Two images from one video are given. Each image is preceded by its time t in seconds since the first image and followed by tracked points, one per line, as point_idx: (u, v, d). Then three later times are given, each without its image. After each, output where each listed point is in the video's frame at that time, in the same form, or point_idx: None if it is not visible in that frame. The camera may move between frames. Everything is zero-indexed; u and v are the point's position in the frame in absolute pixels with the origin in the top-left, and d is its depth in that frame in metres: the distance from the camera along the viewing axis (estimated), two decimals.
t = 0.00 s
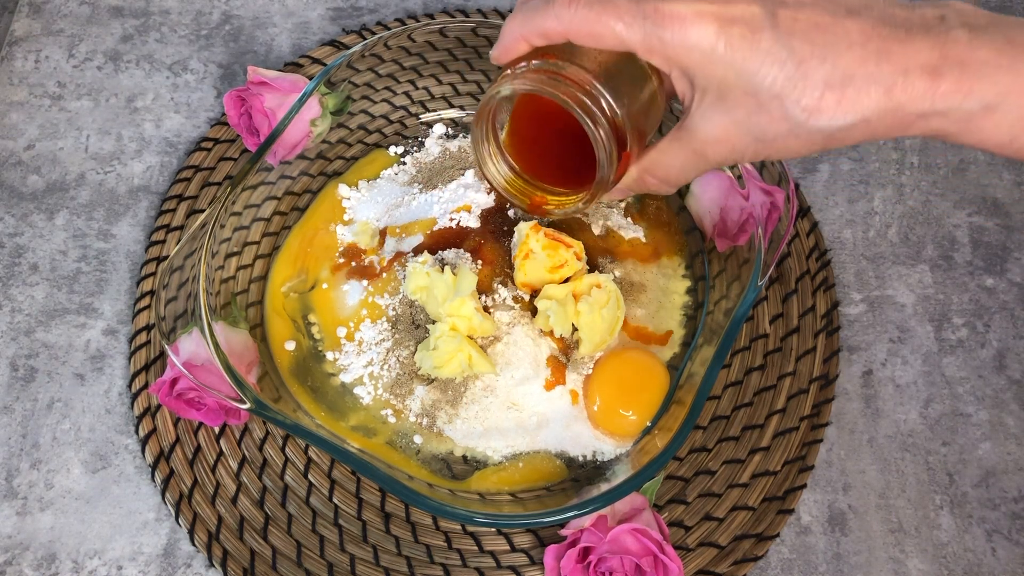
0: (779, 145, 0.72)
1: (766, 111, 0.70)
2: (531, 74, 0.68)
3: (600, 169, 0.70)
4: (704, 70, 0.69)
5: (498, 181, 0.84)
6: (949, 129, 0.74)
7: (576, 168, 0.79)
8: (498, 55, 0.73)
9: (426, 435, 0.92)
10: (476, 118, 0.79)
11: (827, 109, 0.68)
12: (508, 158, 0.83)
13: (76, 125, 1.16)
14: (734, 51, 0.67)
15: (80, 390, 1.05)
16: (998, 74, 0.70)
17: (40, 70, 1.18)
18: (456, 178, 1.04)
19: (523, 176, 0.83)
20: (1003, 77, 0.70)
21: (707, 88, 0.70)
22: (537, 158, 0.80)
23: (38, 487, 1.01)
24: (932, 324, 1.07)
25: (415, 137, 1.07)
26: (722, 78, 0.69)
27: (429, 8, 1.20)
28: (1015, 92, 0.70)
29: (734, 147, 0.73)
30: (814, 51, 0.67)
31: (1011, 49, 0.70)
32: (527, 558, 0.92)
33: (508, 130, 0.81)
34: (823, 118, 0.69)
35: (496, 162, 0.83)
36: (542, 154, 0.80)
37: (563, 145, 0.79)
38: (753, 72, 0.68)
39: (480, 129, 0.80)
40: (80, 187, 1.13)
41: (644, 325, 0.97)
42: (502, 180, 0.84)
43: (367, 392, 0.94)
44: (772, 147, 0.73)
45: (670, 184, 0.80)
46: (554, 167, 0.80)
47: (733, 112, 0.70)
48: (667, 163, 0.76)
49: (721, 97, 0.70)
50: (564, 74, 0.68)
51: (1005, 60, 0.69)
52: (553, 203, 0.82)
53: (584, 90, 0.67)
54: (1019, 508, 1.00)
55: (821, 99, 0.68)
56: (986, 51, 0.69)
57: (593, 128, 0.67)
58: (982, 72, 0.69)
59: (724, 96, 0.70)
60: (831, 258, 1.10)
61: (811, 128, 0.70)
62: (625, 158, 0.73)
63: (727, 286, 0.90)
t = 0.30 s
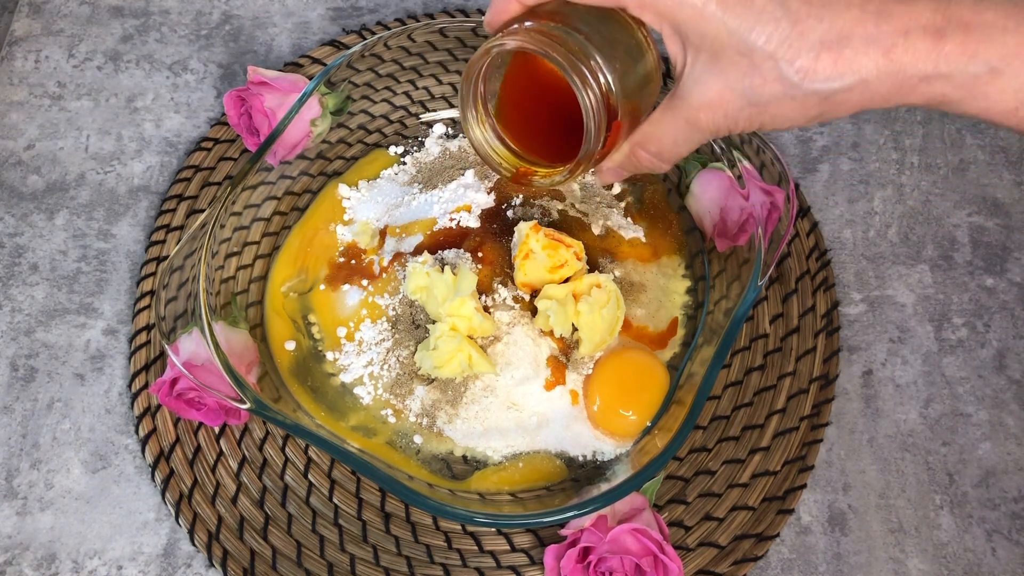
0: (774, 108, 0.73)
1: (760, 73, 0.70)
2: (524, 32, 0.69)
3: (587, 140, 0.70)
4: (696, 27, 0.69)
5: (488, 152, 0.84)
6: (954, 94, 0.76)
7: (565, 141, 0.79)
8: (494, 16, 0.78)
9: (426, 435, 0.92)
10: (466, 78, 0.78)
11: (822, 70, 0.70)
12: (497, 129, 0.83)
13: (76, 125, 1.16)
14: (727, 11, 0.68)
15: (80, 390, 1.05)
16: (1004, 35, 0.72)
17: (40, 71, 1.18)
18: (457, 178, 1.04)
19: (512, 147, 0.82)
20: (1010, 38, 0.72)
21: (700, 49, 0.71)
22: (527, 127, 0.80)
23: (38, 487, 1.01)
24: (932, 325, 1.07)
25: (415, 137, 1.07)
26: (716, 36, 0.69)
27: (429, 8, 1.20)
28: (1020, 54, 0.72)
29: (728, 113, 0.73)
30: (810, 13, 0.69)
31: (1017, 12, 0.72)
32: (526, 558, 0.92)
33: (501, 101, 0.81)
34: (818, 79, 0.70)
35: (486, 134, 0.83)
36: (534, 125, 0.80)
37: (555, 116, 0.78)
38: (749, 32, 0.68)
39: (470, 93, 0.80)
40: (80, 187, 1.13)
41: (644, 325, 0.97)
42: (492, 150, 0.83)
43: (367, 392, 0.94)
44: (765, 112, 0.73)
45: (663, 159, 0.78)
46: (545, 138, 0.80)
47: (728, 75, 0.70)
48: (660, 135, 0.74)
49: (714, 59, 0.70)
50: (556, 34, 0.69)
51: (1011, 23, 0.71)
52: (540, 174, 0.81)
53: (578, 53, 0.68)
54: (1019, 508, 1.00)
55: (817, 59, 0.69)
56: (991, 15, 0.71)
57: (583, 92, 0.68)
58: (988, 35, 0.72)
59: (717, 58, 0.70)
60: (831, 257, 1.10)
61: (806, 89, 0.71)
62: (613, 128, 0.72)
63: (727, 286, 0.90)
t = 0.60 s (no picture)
0: (769, 116, 0.73)
1: (756, 80, 0.70)
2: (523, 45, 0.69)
3: (586, 151, 0.70)
4: (692, 36, 0.70)
5: (489, 163, 0.84)
6: (949, 100, 0.75)
7: (566, 151, 0.79)
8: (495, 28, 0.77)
9: (426, 435, 0.92)
10: (468, 89, 0.79)
11: (817, 77, 0.70)
12: (499, 139, 0.83)
13: (76, 125, 1.16)
14: (722, 20, 0.68)
15: (79, 390, 1.05)
16: (999, 41, 0.71)
17: (40, 71, 1.18)
18: (457, 178, 1.04)
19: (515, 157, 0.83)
20: (1005, 44, 0.71)
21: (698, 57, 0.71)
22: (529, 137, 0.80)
23: (38, 487, 1.01)
24: (932, 325, 1.07)
25: (415, 137, 1.07)
26: (712, 45, 0.70)
27: (429, 8, 1.20)
28: (1015, 59, 0.72)
29: (724, 121, 0.73)
30: (805, 21, 0.68)
31: (1012, 19, 0.71)
32: (527, 557, 0.92)
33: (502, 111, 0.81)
34: (814, 87, 0.70)
35: (488, 144, 0.83)
36: (535, 136, 0.80)
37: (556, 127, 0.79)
38: (745, 41, 0.68)
39: (473, 104, 0.80)
40: (80, 187, 1.13)
41: (644, 325, 0.97)
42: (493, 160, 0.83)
43: (367, 392, 0.94)
44: (762, 119, 0.73)
45: (663, 168, 0.77)
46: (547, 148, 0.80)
47: (724, 83, 0.71)
48: (660, 144, 0.74)
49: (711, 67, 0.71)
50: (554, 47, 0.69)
51: (1006, 28, 0.71)
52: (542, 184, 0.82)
53: (577, 65, 0.68)
54: (1019, 508, 1.00)
55: (811, 67, 0.69)
56: (987, 20, 0.71)
57: (582, 103, 0.68)
58: (983, 40, 0.71)
59: (714, 66, 0.71)
60: (831, 257, 1.10)
61: (802, 97, 0.71)
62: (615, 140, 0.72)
63: (727, 286, 0.90)
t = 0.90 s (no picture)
0: (768, 120, 0.72)
1: (755, 86, 0.70)
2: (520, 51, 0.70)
3: (584, 155, 0.71)
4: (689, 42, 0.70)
5: (487, 166, 0.85)
6: (950, 105, 0.75)
7: (564, 155, 0.79)
8: (492, 34, 0.77)
9: (426, 435, 0.92)
10: (466, 94, 0.79)
11: (816, 82, 0.69)
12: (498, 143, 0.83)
13: (76, 125, 1.16)
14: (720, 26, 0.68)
15: (80, 391, 1.05)
16: (998, 47, 0.71)
17: (40, 71, 1.18)
18: (457, 178, 1.04)
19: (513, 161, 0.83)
20: (1005, 49, 0.71)
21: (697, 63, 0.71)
22: (527, 141, 0.81)
23: (38, 487, 1.01)
24: (932, 325, 1.07)
25: (415, 137, 1.07)
26: (710, 50, 0.69)
27: (429, 8, 1.20)
28: (1016, 64, 0.72)
29: (723, 125, 0.73)
30: (805, 26, 0.68)
31: (1012, 24, 0.71)
32: (527, 557, 0.92)
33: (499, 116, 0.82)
34: (813, 93, 0.70)
35: (485, 148, 0.83)
36: (533, 140, 0.81)
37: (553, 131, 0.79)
38: (744, 47, 0.68)
39: (470, 109, 0.80)
40: (80, 187, 1.13)
41: (644, 325, 0.97)
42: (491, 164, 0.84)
43: (367, 392, 0.94)
44: (761, 124, 0.73)
45: (662, 171, 0.78)
46: (545, 152, 0.80)
47: (722, 89, 0.70)
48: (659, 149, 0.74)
49: (709, 73, 0.70)
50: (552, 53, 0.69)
51: (1006, 33, 0.71)
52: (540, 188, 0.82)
53: (575, 70, 0.68)
54: (1019, 508, 1.00)
55: (810, 72, 0.69)
56: (986, 25, 0.71)
57: (579, 108, 0.69)
58: (984, 45, 0.71)
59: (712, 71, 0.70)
60: (831, 258, 1.10)
61: (801, 102, 0.70)
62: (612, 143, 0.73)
63: (727, 286, 0.90)
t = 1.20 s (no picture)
0: (754, 129, 0.72)
1: (740, 96, 0.70)
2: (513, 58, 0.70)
3: (573, 162, 0.71)
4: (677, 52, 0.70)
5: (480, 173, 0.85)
6: (931, 117, 0.73)
7: (556, 163, 0.79)
8: (488, 42, 0.78)
9: (426, 435, 0.92)
10: (461, 100, 0.79)
11: (801, 92, 0.69)
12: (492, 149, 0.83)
13: (75, 125, 1.16)
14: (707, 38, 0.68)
15: (80, 390, 1.05)
16: (980, 58, 0.69)
17: (40, 70, 1.18)
18: (457, 178, 1.04)
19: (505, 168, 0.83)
20: (985, 60, 0.69)
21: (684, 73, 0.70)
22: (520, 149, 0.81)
23: (38, 487, 1.01)
24: (932, 325, 1.07)
25: (415, 137, 1.07)
26: (695, 61, 0.69)
27: (429, 8, 1.20)
28: (999, 75, 0.69)
29: (710, 134, 0.72)
30: (788, 37, 0.68)
31: (995, 35, 0.69)
32: (527, 557, 0.92)
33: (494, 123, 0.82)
34: (798, 102, 0.70)
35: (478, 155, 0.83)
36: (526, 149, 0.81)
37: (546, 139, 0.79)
38: (728, 57, 0.68)
39: (465, 114, 0.80)
40: (80, 187, 1.13)
41: (644, 325, 0.97)
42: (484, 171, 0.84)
43: (367, 391, 0.94)
44: (746, 132, 0.73)
45: (652, 177, 0.77)
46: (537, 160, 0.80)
47: (709, 98, 0.70)
48: (649, 156, 0.73)
49: (696, 82, 0.70)
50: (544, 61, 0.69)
51: (988, 45, 0.69)
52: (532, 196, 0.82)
53: (566, 78, 0.69)
54: (1019, 508, 1.00)
55: (794, 82, 0.69)
56: (969, 36, 0.69)
57: (569, 116, 0.69)
58: (965, 56, 0.69)
59: (698, 81, 0.70)
60: (831, 258, 1.10)
61: (786, 111, 0.70)
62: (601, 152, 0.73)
63: (727, 286, 0.90)
